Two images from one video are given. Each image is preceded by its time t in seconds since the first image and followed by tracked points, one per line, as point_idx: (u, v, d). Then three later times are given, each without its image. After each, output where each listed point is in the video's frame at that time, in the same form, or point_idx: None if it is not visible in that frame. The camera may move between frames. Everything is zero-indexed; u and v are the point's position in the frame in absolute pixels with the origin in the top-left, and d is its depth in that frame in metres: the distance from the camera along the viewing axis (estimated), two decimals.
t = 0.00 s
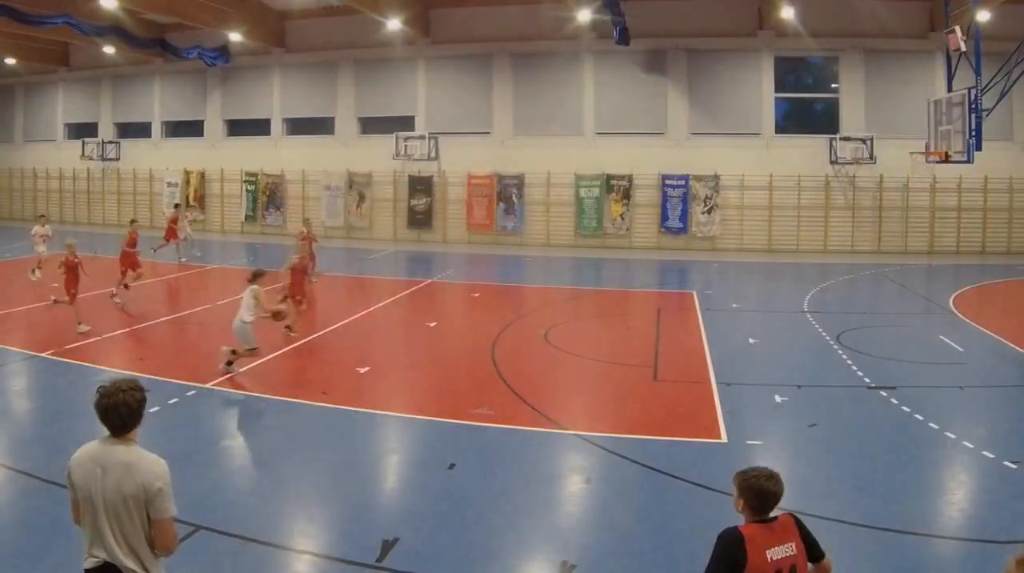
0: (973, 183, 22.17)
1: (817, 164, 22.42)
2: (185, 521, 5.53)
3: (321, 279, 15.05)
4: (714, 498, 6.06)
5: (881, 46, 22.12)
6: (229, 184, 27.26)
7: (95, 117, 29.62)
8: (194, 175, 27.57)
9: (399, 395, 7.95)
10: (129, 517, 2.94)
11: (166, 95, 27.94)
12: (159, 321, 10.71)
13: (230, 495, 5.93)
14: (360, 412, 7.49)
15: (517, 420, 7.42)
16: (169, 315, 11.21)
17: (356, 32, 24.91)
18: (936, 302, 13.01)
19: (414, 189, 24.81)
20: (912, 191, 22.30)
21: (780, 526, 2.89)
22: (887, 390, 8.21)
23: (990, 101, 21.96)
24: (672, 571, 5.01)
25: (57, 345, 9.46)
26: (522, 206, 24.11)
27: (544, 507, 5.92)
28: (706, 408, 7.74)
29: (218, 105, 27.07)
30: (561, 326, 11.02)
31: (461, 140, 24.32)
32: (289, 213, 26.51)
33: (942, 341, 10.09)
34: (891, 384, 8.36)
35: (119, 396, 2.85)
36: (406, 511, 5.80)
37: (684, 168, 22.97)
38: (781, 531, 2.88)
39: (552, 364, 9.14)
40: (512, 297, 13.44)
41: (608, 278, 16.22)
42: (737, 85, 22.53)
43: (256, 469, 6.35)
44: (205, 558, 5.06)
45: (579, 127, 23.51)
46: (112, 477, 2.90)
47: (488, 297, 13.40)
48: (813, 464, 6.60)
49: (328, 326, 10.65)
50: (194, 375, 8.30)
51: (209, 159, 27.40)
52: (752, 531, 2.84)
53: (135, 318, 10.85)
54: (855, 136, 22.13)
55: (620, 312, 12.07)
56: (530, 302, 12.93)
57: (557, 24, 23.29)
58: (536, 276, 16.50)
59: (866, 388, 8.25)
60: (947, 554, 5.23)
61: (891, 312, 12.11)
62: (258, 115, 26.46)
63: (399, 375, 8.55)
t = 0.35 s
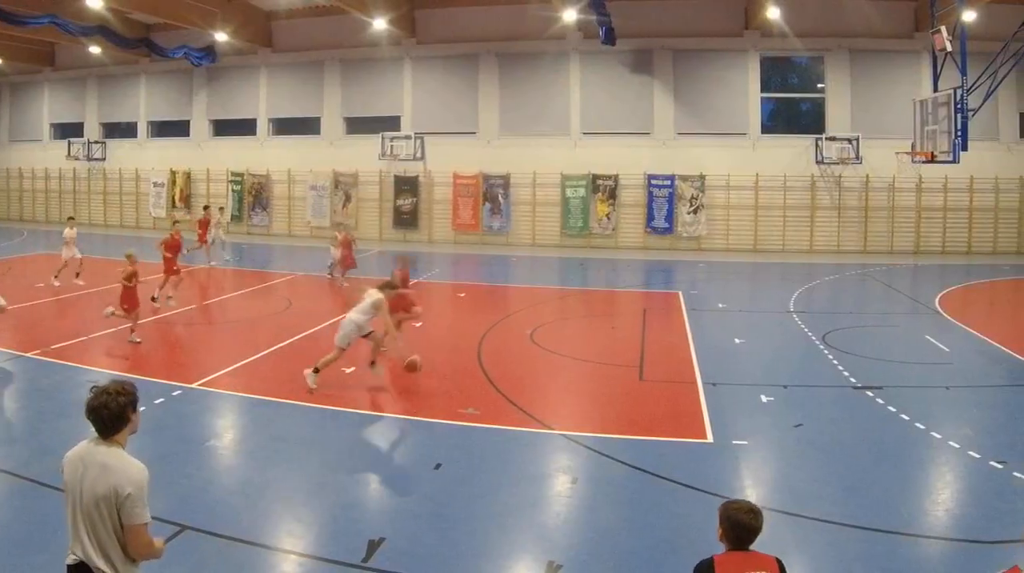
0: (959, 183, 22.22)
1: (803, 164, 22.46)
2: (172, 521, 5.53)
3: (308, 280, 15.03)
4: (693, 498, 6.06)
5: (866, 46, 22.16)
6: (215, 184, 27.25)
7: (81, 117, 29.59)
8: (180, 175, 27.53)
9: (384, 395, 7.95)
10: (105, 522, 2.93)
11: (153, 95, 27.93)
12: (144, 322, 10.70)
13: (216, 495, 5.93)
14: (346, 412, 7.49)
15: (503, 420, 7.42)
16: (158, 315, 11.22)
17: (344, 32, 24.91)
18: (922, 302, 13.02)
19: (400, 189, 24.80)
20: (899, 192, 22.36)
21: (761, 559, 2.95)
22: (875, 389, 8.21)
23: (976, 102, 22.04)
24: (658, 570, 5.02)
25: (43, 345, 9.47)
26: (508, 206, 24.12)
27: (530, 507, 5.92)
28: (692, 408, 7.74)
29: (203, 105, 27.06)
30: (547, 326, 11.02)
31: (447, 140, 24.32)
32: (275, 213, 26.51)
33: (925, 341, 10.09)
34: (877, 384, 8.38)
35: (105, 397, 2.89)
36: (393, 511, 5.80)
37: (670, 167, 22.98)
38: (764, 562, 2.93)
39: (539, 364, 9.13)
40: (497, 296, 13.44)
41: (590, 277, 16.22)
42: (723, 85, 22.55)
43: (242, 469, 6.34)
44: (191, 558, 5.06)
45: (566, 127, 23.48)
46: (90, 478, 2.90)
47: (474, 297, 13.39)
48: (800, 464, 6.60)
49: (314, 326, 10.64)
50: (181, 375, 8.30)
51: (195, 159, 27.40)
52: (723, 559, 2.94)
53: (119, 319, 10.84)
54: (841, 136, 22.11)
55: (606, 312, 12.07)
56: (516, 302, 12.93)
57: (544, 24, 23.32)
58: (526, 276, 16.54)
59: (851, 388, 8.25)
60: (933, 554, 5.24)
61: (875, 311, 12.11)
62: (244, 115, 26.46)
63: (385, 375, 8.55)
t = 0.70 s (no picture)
0: (945, 183, 22.27)
1: (789, 164, 22.48)
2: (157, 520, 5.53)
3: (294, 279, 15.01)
4: (675, 498, 6.07)
5: (852, 46, 22.19)
6: (201, 184, 27.23)
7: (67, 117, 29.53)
8: (166, 175, 27.50)
9: (370, 394, 7.95)
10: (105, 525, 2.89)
11: (139, 95, 27.89)
12: (129, 322, 10.69)
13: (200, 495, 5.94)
14: (332, 411, 7.50)
15: (488, 420, 7.42)
16: (146, 314, 11.23)
17: (331, 32, 24.89)
18: (908, 302, 13.02)
19: (385, 189, 24.77)
20: (885, 192, 22.38)
21: None
22: (861, 389, 8.21)
23: (962, 102, 22.09)
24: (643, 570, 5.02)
25: (30, 345, 9.47)
26: (494, 206, 24.10)
27: (516, 506, 5.93)
28: (677, 408, 7.74)
29: (189, 105, 27.04)
30: (533, 326, 11.03)
31: (433, 140, 24.30)
32: (261, 213, 26.47)
33: (904, 341, 10.11)
34: (862, 384, 8.39)
35: (99, 403, 2.83)
36: (378, 511, 5.80)
37: (656, 167, 22.98)
38: None
39: (525, 364, 9.13)
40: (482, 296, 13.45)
41: (571, 278, 16.21)
42: (708, 86, 22.59)
43: (227, 469, 6.34)
44: (176, 558, 5.06)
45: (552, 127, 23.48)
46: (91, 482, 2.87)
47: (460, 297, 13.39)
48: (786, 464, 6.60)
49: (301, 326, 10.64)
50: (167, 375, 8.30)
51: (181, 159, 27.38)
52: None
53: (102, 319, 10.83)
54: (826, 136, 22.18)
55: (592, 312, 12.07)
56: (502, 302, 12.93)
57: (530, 24, 23.30)
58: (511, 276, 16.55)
59: (837, 388, 8.25)
60: (919, 553, 5.24)
61: (858, 312, 12.11)
62: (230, 115, 26.45)
63: (371, 375, 8.56)
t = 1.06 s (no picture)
0: (930, 183, 22.40)
1: (775, 164, 22.52)
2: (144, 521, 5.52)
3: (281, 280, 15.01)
4: (659, 497, 6.07)
5: (838, 45, 22.21)
6: (187, 184, 27.22)
7: (53, 117, 29.49)
8: (151, 175, 27.47)
9: (356, 394, 7.96)
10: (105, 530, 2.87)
11: (124, 95, 27.85)
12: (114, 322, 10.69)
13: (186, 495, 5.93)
14: (318, 411, 7.50)
15: (475, 420, 7.42)
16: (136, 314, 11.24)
17: (317, 31, 24.84)
18: (893, 302, 13.03)
19: (371, 189, 24.77)
20: (871, 192, 22.48)
21: None
22: (847, 389, 8.22)
23: (948, 102, 22.14)
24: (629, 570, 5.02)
25: (17, 345, 9.48)
26: (480, 207, 24.12)
27: (501, 506, 5.93)
28: (664, 408, 7.75)
29: (174, 105, 27.04)
30: (520, 326, 11.04)
31: (419, 140, 24.29)
32: (247, 213, 26.49)
33: (883, 341, 10.11)
34: (849, 384, 8.39)
35: (87, 406, 2.77)
36: (365, 511, 5.81)
37: (642, 168, 23.01)
38: None
39: (511, 364, 9.13)
40: (468, 296, 13.45)
41: (553, 277, 16.22)
42: (693, 86, 22.62)
43: (212, 469, 6.33)
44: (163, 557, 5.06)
45: (538, 127, 23.48)
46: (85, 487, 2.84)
47: (445, 297, 13.40)
48: (772, 464, 6.60)
49: (287, 326, 10.64)
50: (155, 375, 8.30)
51: (167, 159, 27.36)
52: None
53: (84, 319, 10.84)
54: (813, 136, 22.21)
55: (578, 312, 12.08)
56: (487, 302, 12.94)
57: (516, 24, 23.31)
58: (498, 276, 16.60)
59: (823, 388, 8.25)
60: (905, 553, 5.24)
61: (841, 312, 12.12)
62: (216, 115, 26.44)
63: (357, 375, 8.56)
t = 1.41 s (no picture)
0: (916, 183, 22.47)
1: (761, 164, 22.56)
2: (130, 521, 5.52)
3: (267, 280, 15.02)
4: (645, 498, 6.07)
5: (824, 46, 22.26)
6: (173, 184, 27.21)
7: (38, 117, 29.47)
8: (137, 175, 27.45)
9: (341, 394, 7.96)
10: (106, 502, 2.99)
11: (110, 95, 27.83)
12: (102, 322, 10.68)
13: (171, 495, 5.93)
14: (305, 412, 7.49)
15: (461, 420, 7.42)
16: (123, 313, 11.25)
17: (304, 31, 24.83)
18: (879, 302, 13.03)
19: (357, 189, 24.74)
20: (856, 192, 22.56)
21: None
22: (832, 389, 8.22)
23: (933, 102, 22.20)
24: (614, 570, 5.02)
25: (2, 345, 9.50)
26: (466, 207, 24.09)
27: (487, 506, 5.93)
28: (650, 408, 7.75)
29: (160, 105, 27.02)
30: (506, 326, 11.04)
31: (405, 140, 24.26)
32: (233, 213, 26.48)
33: (863, 342, 10.12)
34: (835, 384, 8.39)
35: (59, 402, 2.78)
36: (351, 511, 5.80)
37: (628, 168, 23.03)
38: None
39: (497, 364, 9.13)
40: (455, 297, 13.45)
41: (536, 277, 16.23)
42: (679, 86, 22.65)
43: (198, 469, 6.33)
44: (147, 557, 5.05)
45: (523, 127, 23.46)
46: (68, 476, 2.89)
47: (431, 296, 13.42)
48: (759, 465, 6.60)
49: (273, 326, 10.64)
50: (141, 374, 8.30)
51: (153, 159, 27.34)
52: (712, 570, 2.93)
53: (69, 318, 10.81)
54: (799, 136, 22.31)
55: (564, 312, 12.08)
56: (473, 302, 12.94)
57: (501, 24, 23.33)
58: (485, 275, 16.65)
59: (809, 388, 8.25)
60: (891, 553, 5.24)
61: (828, 312, 12.12)
62: (202, 115, 26.43)
63: (343, 375, 8.56)
